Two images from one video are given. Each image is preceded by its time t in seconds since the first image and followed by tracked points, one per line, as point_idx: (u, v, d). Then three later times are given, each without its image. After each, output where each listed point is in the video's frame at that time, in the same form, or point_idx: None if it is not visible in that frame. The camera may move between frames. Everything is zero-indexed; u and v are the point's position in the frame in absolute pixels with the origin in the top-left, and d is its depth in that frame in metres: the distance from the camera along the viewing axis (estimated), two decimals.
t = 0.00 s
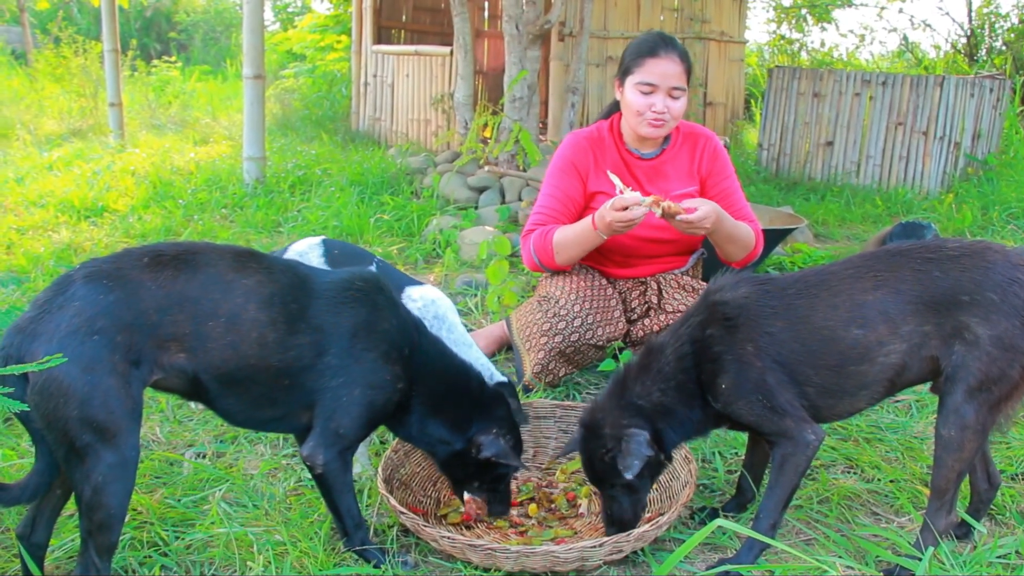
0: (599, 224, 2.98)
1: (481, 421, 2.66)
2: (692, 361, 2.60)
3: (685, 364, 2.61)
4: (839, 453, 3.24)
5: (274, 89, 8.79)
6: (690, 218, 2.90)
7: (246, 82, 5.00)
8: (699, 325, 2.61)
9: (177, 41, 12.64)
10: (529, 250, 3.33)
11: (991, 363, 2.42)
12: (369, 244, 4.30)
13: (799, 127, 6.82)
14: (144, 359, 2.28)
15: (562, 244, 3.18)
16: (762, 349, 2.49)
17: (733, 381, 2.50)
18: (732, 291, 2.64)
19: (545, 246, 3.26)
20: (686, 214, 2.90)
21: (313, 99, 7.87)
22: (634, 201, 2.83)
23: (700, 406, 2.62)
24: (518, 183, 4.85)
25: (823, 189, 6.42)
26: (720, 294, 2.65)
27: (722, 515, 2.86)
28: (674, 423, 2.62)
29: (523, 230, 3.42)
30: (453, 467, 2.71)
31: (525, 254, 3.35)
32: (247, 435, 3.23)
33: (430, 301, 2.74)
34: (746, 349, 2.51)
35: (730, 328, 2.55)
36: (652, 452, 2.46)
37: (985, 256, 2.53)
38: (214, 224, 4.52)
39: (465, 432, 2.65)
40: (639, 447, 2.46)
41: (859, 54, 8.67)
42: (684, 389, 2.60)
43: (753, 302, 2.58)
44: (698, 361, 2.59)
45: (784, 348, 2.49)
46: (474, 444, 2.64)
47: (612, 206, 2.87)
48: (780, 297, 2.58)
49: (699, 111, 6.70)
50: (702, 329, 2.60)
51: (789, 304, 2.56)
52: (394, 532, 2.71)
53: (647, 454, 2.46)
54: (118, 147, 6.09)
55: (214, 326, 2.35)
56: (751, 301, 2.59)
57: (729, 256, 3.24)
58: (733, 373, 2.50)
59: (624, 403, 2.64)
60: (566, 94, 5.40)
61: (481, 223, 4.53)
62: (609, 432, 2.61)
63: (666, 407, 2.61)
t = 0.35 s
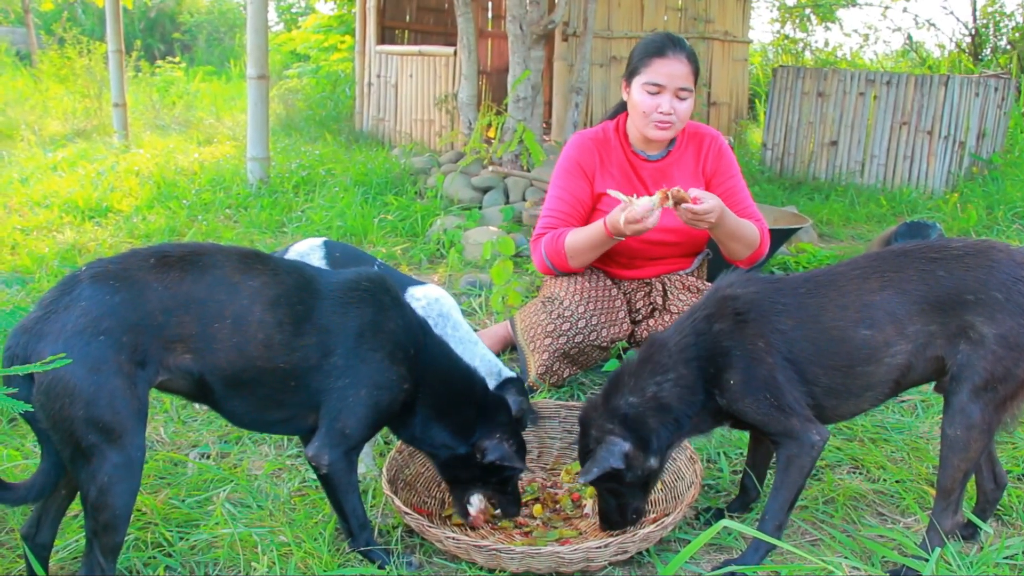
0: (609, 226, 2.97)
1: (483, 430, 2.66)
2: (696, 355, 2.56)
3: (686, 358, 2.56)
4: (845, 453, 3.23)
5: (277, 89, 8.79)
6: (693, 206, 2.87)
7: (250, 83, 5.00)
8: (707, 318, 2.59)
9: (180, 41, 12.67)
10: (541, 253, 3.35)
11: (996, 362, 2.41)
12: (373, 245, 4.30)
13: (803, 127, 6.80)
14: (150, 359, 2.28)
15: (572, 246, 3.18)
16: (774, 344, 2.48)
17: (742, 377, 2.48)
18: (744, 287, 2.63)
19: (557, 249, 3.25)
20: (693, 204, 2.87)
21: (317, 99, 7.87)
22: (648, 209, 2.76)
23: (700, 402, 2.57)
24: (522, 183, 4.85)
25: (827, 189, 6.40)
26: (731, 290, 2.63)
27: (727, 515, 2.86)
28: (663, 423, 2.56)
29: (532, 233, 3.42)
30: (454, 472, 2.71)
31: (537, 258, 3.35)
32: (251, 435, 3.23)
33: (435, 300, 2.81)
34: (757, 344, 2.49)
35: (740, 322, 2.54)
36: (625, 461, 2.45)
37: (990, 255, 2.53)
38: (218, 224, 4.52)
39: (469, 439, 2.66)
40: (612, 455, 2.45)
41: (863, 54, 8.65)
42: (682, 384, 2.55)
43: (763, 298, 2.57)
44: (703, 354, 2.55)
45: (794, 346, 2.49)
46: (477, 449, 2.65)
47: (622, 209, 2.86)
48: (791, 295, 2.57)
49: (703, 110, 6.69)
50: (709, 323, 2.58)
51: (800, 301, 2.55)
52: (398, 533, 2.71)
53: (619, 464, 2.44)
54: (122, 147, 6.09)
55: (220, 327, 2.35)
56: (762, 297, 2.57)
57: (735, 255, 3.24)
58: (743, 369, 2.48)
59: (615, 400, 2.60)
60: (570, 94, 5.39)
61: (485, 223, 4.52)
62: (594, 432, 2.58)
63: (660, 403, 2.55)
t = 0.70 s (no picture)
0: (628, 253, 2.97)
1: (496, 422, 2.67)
2: (688, 362, 2.57)
3: (678, 366, 2.58)
4: (850, 453, 3.22)
5: (281, 90, 8.79)
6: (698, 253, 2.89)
7: (253, 83, 5.00)
8: (700, 326, 2.59)
9: (184, 42, 12.67)
10: (557, 259, 3.32)
11: (994, 360, 2.40)
12: (377, 245, 4.29)
13: (807, 127, 6.78)
14: (158, 359, 2.28)
15: (588, 257, 3.17)
16: (767, 348, 2.47)
17: (736, 383, 2.47)
18: (735, 292, 2.61)
19: (573, 258, 3.22)
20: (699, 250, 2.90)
21: (321, 99, 7.87)
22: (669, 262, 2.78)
23: (693, 409, 2.59)
24: (526, 183, 4.84)
25: (831, 189, 6.38)
26: (723, 295, 2.62)
27: (732, 515, 2.85)
28: (655, 432, 2.61)
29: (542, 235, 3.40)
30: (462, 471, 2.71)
31: (554, 263, 3.33)
32: (255, 436, 3.22)
33: (441, 298, 2.72)
34: (750, 349, 2.48)
35: (733, 327, 2.52)
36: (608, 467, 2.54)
37: (983, 253, 2.52)
38: (222, 225, 4.51)
39: (481, 430, 2.66)
40: (596, 461, 2.54)
41: (867, 53, 8.63)
42: (673, 393, 2.58)
43: (755, 302, 2.56)
44: (695, 362, 2.56)
45: (789, 348, 2.47)
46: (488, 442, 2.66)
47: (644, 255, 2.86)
48: (783, 298, 2.56)
49: (707, 110, 6.68)
50: (702, 330, 2.57)
51: (792, 304, 2.53)
52: (402, 534, 2.70)
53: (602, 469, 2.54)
54: (126, 148, 6.10)
55: (228, 327, 2.35)
56: (753, 301, 2.56)
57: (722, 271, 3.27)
58: (736, 374, 2.47)
59: (610, 406, 2.67)
60: (573, 94, 5.38)
61: (488, 223, 4.51)
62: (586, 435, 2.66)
63: (651, 412, 2.60)
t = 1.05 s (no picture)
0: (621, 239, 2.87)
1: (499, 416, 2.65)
2: (680, 366, 2.60)
3: (669, 370, 2.61)
4: (854, 454, 3.21)
5: (285, 89, 8.79)
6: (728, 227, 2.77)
7: (258, 83, 5.00)
8: (691, 329, 2.61)
9: (188, 41, 12.67)
10: (549, 257, 3.30)
11: (984, 360, 2.39)
12: (381, 245, 4.28)
13: (812, 127, 6.77)
14: (166, 358, 2.27)
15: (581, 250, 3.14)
16: (758, 350, 2.48)
17: (728, 386, 2.49)
18: (725, 295, 2.65)
19: (568, 254, 3.21)
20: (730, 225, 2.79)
21: (325, 99, 7.86)
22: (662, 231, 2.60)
23: (685, 413, 2.61)
24: (530, 183, 4.83)
25: (836, 189, 6.37)
26: (713, 299, 2.65)
27: (736, 516, 2.84)
28: (647, 435, 2.63)
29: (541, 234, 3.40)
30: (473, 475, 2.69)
31: (548, 260, 3.31)
32: (258, 435, 3.21)
33: (451, 299, 2.70)
34: (740, 351, 2.50)
35: (723, 331, 2.55)
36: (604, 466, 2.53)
37: (974, 255, 2.52)
38: (226, 224, 4.51)
39: (480, 429, 2.65)
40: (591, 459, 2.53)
41: (872, 53, 8.62)
42: (664, 397, 2.61)
43: (745, 304, 2.58)
44: (686, 366, 2.59)
45: (780, 350, 2.48)
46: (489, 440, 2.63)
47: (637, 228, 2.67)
48: (774, 299, 2.57)
49: (711, 110, 6.67)
50: (693, 334, 2.60)
51: (782, 306, 2.55)
52: (406, 533, 2.70)
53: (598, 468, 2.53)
54: (130, 147, 6.10)
55: (237, 326, 2.34)
56: (743, 303, 2.59)
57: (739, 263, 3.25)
58: (728, 378, 2.49)
59: (601, 407, 2.70)
60: (578, 94, 5.37)
61: (492, 223, 4.50)
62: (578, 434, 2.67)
63: (642, 416, 2.63)
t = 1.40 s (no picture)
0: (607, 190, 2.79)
1: (497, 413, 2.61)
2: (680, 365, 2.61)
3: (670, 369, 2.62)
4: (857, 453, 3.21)
5: (288, 89, 8.80)
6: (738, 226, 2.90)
7: (261, 83, 5.00)
8: (691, 329, 2.62)
9: (191, 41, 12.69)
10: (535, 239, 3.16)
11: (988, 361, 2.39)
12: (384, 245, 4.28)
13: (815, 127, 6.77)
14: (174, 358, 2.28)
15: (567, 225, 3.00)
16: (756, 349, 2.49)
17: (727, 386, 2.50)
18: (724, 294, 2.64)
19: (552, 230, 3.07)
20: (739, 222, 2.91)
21: (328, 99, 7.86)
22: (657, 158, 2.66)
23: (685, 413, 2.62)
24: (533, 183, 4.82)
25: (840, 189, 6.36)
26: (713, 298, 2.65)
27: (739, 515, 2.84)
28: (648, 433, 2.65)
29: (528, 225, 3.28)
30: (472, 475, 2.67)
31: (533, 245, 3.18)
32: (262, 435, 3.21)
33: (457, 297, 2.68)
34: (739, 351, 2.50)
35: (723, 331, 2.55)
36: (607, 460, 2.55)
37: (976, 256, 2.52)
38: (229, 224, 4.51)
39: (480, 426, 2.62)
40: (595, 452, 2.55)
41: (876, 53, 8.60)
42: (665, 395, 2.62)
43: (745, 303, 2.58)
44: (686, 365, 2.60)
45: (779, 349, 2.48)
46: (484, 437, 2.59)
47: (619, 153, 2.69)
48: (773, 299, 2.57)
49: (715, 110, 6.65)
50: (693, 334, 2.61)
51: (782, 305, 2.55)
52: (409, 532, 2.70)
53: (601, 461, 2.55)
54: (134, 147, 6.10)
55: (245, 327, 2.35)
56: (743, 302, 2.58)
57: (752, 263, 3.22)
58: (727, 377, 2.50)
59: (601, 402, 2.72)
60: (581, 94, 5.37)
61: (495, 223, 4.50)
62: (579, 430, 2.69)
63: (643, 414, 2.64)
